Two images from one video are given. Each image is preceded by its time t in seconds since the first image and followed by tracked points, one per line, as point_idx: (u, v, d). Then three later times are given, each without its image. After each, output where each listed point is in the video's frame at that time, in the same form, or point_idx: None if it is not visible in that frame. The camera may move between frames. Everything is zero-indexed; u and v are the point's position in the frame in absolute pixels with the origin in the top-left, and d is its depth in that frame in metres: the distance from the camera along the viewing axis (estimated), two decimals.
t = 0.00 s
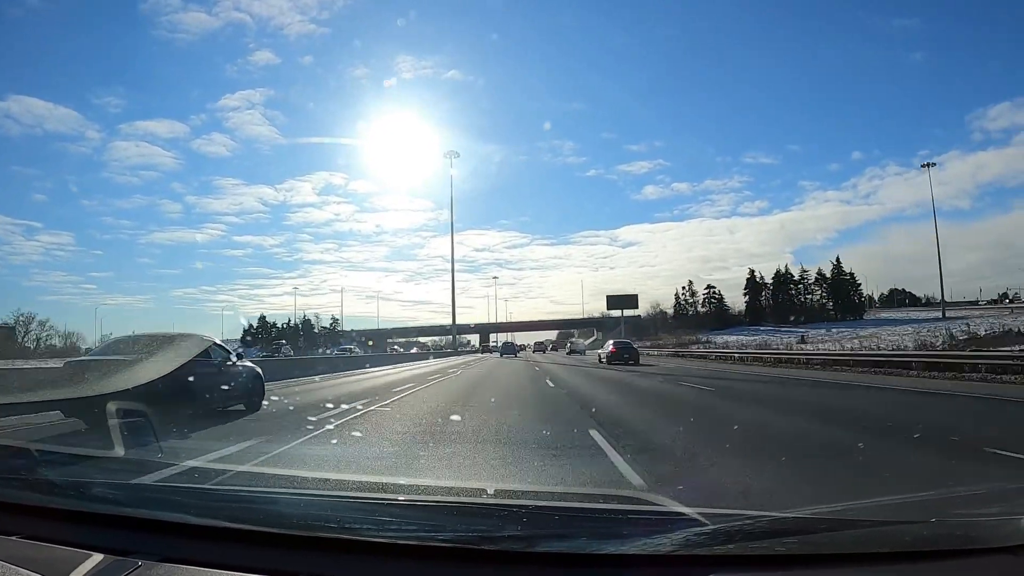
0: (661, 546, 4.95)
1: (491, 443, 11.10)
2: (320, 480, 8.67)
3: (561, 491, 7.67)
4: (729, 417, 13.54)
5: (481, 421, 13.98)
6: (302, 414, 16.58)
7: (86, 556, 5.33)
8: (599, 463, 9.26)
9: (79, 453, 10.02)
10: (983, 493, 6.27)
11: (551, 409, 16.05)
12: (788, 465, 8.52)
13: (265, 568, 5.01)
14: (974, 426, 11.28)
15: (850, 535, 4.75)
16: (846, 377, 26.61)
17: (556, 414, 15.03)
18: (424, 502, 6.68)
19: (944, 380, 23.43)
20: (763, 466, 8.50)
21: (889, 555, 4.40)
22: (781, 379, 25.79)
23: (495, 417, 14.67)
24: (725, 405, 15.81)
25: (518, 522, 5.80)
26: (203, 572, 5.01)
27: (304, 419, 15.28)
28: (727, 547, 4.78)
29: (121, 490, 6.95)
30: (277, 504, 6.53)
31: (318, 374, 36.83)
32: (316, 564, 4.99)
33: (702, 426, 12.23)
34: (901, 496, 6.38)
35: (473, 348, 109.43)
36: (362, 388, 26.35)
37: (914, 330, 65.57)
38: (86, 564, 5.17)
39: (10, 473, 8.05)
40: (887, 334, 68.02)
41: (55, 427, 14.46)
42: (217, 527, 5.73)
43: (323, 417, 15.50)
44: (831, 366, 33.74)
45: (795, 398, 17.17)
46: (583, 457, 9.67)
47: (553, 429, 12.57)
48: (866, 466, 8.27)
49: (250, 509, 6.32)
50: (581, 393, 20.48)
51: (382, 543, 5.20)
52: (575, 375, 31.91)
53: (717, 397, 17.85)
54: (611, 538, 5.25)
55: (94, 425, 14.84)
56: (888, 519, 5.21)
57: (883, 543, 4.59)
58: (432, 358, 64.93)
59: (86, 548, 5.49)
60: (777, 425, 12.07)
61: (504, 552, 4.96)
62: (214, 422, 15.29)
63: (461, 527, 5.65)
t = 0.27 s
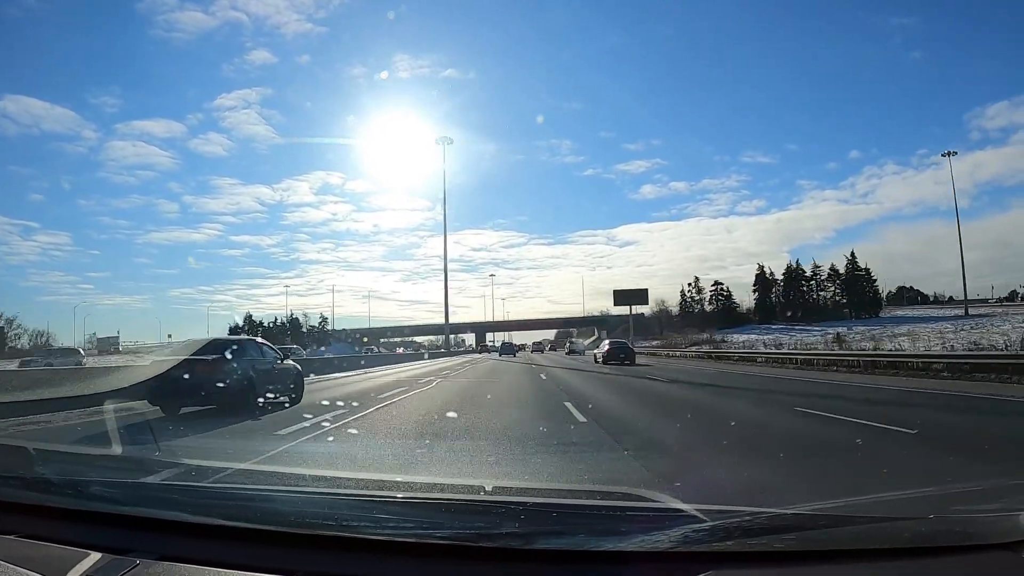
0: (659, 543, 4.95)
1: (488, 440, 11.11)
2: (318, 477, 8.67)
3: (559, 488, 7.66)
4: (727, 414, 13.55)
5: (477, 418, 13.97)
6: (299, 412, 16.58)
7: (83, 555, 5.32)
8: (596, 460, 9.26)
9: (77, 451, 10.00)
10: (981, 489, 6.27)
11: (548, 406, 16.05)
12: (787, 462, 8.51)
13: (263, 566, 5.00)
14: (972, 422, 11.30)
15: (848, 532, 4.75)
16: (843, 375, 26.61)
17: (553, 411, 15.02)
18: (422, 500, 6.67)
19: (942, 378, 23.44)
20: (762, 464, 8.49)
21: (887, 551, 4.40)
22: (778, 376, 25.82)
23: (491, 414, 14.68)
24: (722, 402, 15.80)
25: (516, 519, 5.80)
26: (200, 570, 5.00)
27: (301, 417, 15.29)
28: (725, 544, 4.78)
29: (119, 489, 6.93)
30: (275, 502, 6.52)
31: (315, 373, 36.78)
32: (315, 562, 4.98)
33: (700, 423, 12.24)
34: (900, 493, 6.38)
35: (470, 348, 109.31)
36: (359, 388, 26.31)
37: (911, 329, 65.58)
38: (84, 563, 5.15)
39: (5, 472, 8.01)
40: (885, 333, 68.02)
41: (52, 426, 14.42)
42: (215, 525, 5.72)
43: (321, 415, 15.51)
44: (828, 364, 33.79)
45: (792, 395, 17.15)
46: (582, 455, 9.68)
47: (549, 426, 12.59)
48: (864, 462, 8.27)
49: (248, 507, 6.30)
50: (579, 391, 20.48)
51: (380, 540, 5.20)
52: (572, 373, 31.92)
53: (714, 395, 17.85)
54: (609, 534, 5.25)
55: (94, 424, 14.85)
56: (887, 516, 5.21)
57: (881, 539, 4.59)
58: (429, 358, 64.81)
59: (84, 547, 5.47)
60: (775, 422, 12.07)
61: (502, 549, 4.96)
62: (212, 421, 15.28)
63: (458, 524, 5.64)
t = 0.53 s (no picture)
0: (658, 543, 4.95)
1: (485, 439, 11.10)
2: (315, 477, 8.67)
3: (557, 488, 7.65)
4: (724, 413, 13.55)
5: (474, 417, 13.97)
6: (295, 411, 16.55)
7: (80, 555, 5.29)
8: (594, 460, 9.26)
9: (74, 450, 9.97)
10: (979, 489, 6.28)
11: (545, 405, 16.05)
12: (784, 462, 8.52)
13: (261, 565, 4.99)
14: (971, 423, 11.30)
15: (847, 532, 4.76)
16: (840, 374, 26.62)
17: (550, 410, 15.02)
18: (420, 499, 6.66)
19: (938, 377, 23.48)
20: (760, 463, 8.49)
21: (885, 552, 4.41)
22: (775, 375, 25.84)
23: (488, 413, 14.66)
24: (719, 401, 15.81)
25: (514, 519, 5.80)
26: (199, 570, 4.98)
27: (297, 416, 15.26)
28: (724, 544, 4.79)
29: (116, 487, 6.90)
30: (273, 501, 6.50)
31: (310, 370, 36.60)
32: (313, 561, 4.97)
33: (697, 423, 12.24)
34: (898, 493, 6.39)
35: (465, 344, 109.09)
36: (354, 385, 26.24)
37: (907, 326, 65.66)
38: (81, 562, 5.14)
39: None
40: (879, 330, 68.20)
41: (47, 424, 14.34)
42: (213, 524, 5.70)
43: (317, 414, 15.50)
44: (823, 362, 33.83)
45: (789, 394, 17.17)
46: (579, 454, 9.68)
47: (546, 425, 12.58)
48: (862, 462, 8.28)
49: (246, 506, 6.28)
50: (576, 389, 20.44)
51: (378, 540, 5.19)
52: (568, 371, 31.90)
53: (711, 394, 17.85)
54: (607, 534, 5.25)
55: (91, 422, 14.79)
56: (886, 516, 5.22)
57: (879, 539, 4.60)
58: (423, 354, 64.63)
59: (82, 546, 5.44)
60: (772, 422, 12.08)
61: (501, 549, 4.95)
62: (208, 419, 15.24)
63: (456, 524, 5.63)
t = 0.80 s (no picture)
0: (650, 541, 4.96)
1: (478, 437, 11.11)
2: (308, 474, 8.69)
3: (548, 485, 7.65)
4: (715, 411, 13.58)
5: (465, 415, 13.95)
6: (286, 409, 16.55)
7: (73, 553, 5.27)
8: (587, 458, 9.26)
9: (66, 448, 9.94)
10: (970, 487, 6.31)
11: (537, 403, 16.07)
12: (777, 460, 8.52)
13: (254, 564, 4.98)
14: (963, 421, 11.34)
15: (839, 530, 4.78)
16: (832, 372, 26.71)
17: (542, 408, 15.04)
18: (412, 497, 6.68)
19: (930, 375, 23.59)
20: (752, 462, 8.52)
21: (877, 549, 4.44)
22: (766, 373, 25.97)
23: (480, 411, 14.68)
24: (710, 399, 15.85)
25: (506, 516, 5.80)
26: (192, 569, 4.96)
27: (289, 414, 15.27)
28: (715, 541, 4.81)
29: (108, 486, 6.88)
30: (265, 500, 6.48)
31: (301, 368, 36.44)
32: (306, 560, 4.96)
33: (690, 420, 12.26)
34: (890, 491, 6.42)
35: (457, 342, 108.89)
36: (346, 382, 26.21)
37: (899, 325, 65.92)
38: (73, 561, 5.11)
39: None
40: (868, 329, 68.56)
41: (38, 423, 14.26)
42: (206, 522, 5.69)
43: (308, 412, 15.51)
44: (813, 360, 34.01)
45: (780, 392, 17.24)
46: (570, 452, 9.69)
47: (538, 423, 12.59)
48: (852, 460, 8.31)
49: (239, 504, 6.26)
50: (568, 387, 20.44)
51: (370, 538, 5.18)
52: (560, 369, 31.91)
53: (702, 392, 17.89)
54: (599, 532, 5.26)
55: (81, 420, 14.76)
56: (877, 514, 5.24)
57: (870, 537, 4.63)
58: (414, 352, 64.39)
59: (74, 545, 5.42)
60: (764, 419, 12.13)
61: (493, 547, 4.94)
62: (200, 417, 15.19)
63: (448, 522, 5.62)
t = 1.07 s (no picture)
0: (642, 540, 4.94)
1: (470, 436, 11.07)
2: (299, 472, 8.63)
3: (540, 484, 7.63)
4: (707, 410, 13.58)
5: (456, 414, 13.90)
6: (277, 407, 16.46)
7: (61, 551, 5.21)
8: (580, 457, 9.23)
9: (54, 446, 9.82)
10: (960, 487, 6.33)
11: (528, 402, 16.04)
12: (768, 459, 8.52)
13: (244, 562, 4.93)
14: (954, 421, 11.38)
15: (831, 529, 4.77)
16: (823, 372, 26.78)
17: (533, 407, 15.01)
18: (403, 495, 6.63)
19: (921, 376, 23.64)
20: (743, 461, 8.51)
21: (869, 549, 4.43)
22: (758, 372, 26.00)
23: (471, 409, 14.65)
24: (702, 398, 15.84)
25: (498, 515, 5.77)
26: (181, 568, 4.90)
27: (279, 412, 15.18)
28: (707, 541, 4.79)
29: (97, 483, 6.81)
30: (256, 498, 6.43)
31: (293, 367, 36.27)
32: (296, 558, 4.91)
33: (683, 420, 12.26)
34: (881, 491, 6.43)
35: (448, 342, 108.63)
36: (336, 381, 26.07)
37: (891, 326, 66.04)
38: (62, 558, 5.05)
39: None
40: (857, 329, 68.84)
41: (28, 420, 14.15)
42: (196, 520, 5.62)
43: (298, 410, 15.43)
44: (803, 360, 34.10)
45: (772, 392, 17.26)
46: (561, 451, 9.66)
47: (530, 422, 12.56)
48: (843, 460, 8.32)
49: (229, 502, 6.20)
50: (561, 387, 20.39)
51: (361, 536, 5.14)
52: (552, 368, 31.87)
53: (694, 391, 17.90)
54: (591, 531, 5.24)
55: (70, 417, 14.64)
56: (868, 514, 5.24)
57: (861, 537, 4.62)
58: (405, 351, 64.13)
59: (63, 542, 5.36)
60: (756, 419, 12.13)
61: (484, 545, 4.91)
62: (191, 415, 15.11)
63: (440, 520, 5.59)
